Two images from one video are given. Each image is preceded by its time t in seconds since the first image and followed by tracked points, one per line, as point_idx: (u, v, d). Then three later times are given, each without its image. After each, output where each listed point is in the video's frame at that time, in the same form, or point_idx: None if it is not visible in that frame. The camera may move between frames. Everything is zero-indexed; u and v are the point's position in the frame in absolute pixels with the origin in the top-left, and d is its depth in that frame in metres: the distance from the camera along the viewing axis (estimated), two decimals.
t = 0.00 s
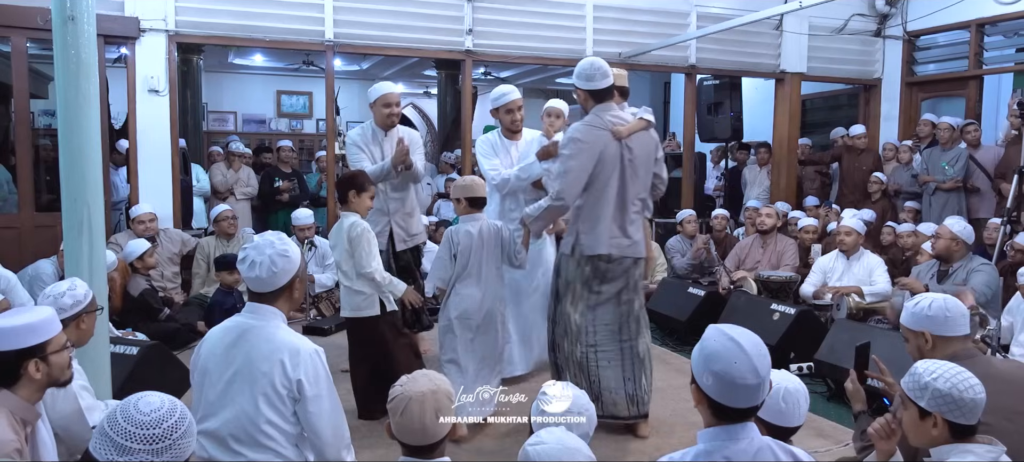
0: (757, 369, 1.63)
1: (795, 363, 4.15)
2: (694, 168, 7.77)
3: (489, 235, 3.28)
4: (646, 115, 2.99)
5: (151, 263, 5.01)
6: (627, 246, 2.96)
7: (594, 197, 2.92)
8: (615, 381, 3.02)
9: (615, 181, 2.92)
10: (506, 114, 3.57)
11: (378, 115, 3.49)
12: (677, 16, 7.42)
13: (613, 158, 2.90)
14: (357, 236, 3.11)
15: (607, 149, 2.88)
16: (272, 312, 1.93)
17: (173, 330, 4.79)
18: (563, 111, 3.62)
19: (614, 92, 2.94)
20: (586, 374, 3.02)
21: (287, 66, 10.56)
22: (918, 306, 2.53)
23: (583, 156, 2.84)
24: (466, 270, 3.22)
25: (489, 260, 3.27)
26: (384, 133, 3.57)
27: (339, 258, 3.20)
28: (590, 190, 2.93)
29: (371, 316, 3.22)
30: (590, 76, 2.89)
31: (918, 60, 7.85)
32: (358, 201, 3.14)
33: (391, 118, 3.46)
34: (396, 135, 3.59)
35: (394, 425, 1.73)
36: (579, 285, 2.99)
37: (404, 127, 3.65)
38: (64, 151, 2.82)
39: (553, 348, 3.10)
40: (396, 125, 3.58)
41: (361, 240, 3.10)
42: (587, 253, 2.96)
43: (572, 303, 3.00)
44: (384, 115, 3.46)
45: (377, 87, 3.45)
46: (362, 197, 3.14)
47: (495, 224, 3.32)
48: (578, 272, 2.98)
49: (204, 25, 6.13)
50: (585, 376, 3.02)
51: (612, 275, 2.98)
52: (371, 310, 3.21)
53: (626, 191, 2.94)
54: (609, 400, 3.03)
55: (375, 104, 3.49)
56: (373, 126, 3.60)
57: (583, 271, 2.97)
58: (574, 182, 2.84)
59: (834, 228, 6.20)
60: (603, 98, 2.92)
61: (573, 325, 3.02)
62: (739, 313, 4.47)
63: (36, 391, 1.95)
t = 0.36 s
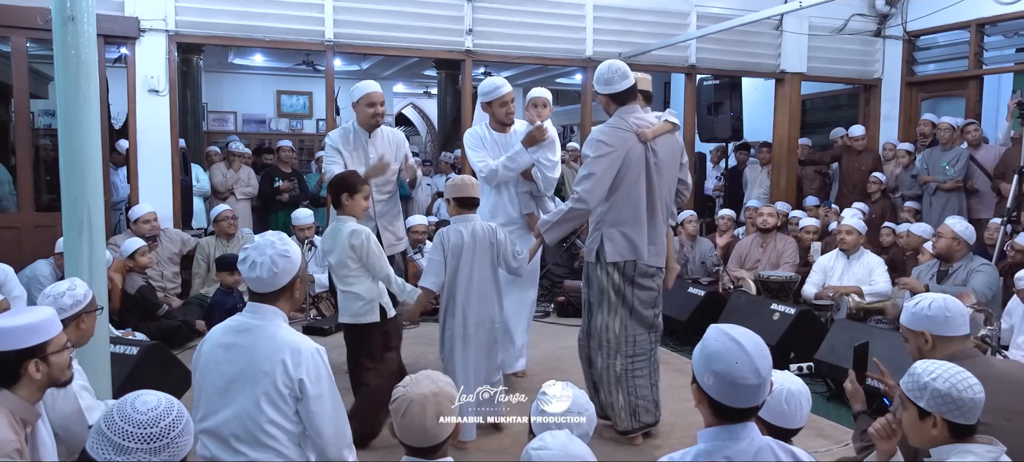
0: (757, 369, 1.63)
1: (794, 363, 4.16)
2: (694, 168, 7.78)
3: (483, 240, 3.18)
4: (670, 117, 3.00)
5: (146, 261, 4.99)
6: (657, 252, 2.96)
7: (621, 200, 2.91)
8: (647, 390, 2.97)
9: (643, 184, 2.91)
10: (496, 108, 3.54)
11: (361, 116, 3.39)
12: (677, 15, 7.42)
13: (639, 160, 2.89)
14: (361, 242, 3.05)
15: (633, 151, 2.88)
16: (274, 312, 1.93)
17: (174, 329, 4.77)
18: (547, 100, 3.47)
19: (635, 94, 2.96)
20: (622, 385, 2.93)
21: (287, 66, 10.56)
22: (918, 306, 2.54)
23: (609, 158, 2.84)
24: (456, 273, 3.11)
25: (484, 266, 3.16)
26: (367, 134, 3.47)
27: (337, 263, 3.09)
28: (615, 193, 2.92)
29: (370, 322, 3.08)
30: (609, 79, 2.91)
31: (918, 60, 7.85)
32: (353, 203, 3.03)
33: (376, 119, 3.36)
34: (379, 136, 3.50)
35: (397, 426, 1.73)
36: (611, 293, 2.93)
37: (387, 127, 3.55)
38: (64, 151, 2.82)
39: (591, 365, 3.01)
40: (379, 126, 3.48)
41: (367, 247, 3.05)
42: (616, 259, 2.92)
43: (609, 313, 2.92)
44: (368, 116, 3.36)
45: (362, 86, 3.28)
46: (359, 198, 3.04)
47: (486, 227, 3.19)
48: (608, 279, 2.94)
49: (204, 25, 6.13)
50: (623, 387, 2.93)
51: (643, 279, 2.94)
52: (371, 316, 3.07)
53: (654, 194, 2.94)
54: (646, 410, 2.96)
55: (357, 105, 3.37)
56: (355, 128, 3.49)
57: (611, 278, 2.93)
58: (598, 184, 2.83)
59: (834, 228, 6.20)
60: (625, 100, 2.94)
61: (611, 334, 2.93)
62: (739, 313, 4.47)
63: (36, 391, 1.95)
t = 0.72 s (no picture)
0: (758, 370, 1.63)
1: (794, 363, 4.16)
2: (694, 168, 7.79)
3: (505, 239, 2.99)
4: (701, 111, 2.81)
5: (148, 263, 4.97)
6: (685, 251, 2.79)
7: (652, 198, 2.72)
8: (673, 390, 2.78)
9: (674, 181, 2.73)
10: (487, 112, 3.32)
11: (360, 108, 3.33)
12: (677, 15, 7.42)
13: (672, 156, 2.72)
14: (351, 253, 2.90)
15: (666, 147, 2.70)
16: (274, 311, 1.94)
17: (174, 329, 4.80)
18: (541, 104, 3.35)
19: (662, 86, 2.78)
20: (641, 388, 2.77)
21: (287, 66, 10.56)
22: (918, 305, 2.54)
23: (642, 154, 2.65)
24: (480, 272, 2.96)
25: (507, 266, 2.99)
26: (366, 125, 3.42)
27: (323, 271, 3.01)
28: (647, 192, 2.72)
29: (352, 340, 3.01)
30: (633, 75, 2.72)
31: (918, 60, 7.86)
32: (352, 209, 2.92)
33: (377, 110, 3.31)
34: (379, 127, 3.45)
35: (396, 427, 1.74)
36: (633, 293, 2.77)
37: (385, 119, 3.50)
38: (64, 151, 2.82)
39: (603, 361, 2.88)
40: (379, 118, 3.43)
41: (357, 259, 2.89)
42: (640, 257, 2.75)
43: (626, 312, 2.78)
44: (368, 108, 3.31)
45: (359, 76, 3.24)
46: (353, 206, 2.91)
47: (507, 227, 3.00)
48: (631, 279, 2.77)
49: (204, 25, 6.13)
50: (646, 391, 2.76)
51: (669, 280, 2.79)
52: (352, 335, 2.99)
53: (683, 191, 2.76)
54: (671, 413, 2.78)
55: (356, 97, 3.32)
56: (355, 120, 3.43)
57: (636, 278, 2.77)
58: (630, 182, 2.65)
59: (834, 228, 6.21)
60: (653, 94, 2.76)
61: (626, 334, 2.80)
62: (739, 313, 4.47)
63: (36, 391, 1.95)
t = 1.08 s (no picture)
0: (758, 370, 1.63)
1: (794, 363, 4.16)
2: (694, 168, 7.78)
3: (544, 239, 2.93)
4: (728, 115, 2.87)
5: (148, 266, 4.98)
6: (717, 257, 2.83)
7: (684, 205, 2.76)
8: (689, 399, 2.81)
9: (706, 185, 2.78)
10: (497, 111, 3.31)
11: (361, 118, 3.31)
12: (677, 15, 7.42)
13: (703, 162, 2.76)
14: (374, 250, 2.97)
15: (697, 152, 2.75)
16: (272, 312, 1.94)
17: (174, 330, 4.80)
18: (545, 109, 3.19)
19: (690, 90, 2.81)
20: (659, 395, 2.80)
21: (287, 66, 10.56)
22: (918, 305, 2.54)
23: (675, 161, 2.69)
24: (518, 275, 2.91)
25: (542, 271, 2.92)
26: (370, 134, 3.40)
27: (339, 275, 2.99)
28: (679, 199, 2.76)
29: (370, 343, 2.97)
30: (663, 75, 2.74)
31: (918, 60, 7.86)
32: (362, 208, 2.98)
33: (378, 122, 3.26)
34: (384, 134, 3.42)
35: (389, 428, 1.74)
36: (660, 303, 2.82)
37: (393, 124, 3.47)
38: (65, 152, 2.82)
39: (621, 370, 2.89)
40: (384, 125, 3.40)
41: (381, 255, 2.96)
42: (673, 266, 2.77)
43: (651, 321, 2.82)
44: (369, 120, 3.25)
45: (366, 82, 3.28)
46: (366, 202, 2.99)
47: (550, 229, 2.95)
48: (659, 290, 2.81)
49: (204, 25, 6.13)
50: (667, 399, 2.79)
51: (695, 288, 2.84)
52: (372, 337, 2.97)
53: (715, 195, 2.82)
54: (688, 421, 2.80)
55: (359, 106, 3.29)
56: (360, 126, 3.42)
57: (665, 288, 2.81)
58: (666, 190, 2.68)
59: (834, 227, 6.22)
60: (682, 98, 2.79)
61: (649, 343, 2.82)
62: (739, 313, 4.47)
63: (36, 391, 1.95)
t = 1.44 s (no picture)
0: (757, 370, 1.63)
1: (794, 363, 4.16)
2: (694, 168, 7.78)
3: (545, 245, 2.91)
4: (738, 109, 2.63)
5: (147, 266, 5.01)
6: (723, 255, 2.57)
7: (688, 202, 2.49)
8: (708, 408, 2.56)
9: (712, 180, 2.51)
10: (528, 110, 3.20)
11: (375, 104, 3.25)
12: (677, 15, 7.42)
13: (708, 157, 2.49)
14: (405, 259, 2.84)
15: (702, 147, 2.47)
16: (269, 312, 1.94)
17: (173, 329, 4.79)
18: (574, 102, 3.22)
19: (697, 79, 2.54)
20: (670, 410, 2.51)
21: (287, 66, 10.56)
22: (918, 305, 2.54)
23: (679, 156, 2.41)
24: (519, 280, 2.91)
25: (543, 277, 2.90)
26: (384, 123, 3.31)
27: (368, 282, 2.80)
28: (681, 195, 2.49)
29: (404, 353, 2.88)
30: (666, 64, 2.48)
31: (918, 60, 7.87)
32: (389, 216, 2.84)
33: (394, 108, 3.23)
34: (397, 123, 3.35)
35: (382, 431, 1.74)
36: (673, 307, 2.52)
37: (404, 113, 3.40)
38: (65, 152, 2.82)
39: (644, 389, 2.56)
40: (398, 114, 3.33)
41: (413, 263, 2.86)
42: (678, 268, 2.50)
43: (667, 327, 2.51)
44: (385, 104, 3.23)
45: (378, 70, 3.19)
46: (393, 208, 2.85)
47: (552, 234, 2.91)
48: (669, 294, 2.51)
49: (204, 25, 6.13)
50: (681, 412, 2.51)
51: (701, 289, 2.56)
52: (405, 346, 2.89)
53: (721, 191, 2.56)
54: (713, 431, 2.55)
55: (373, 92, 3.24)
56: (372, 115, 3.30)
57: (671, 287, 2.51)
58: (669, 186, 2.40)
59: (834, 227, 6.22)
60: (685, 89, 2.53)
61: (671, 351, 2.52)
62: (739, 313, 4.47)
63: (37, 394, 1.95)
